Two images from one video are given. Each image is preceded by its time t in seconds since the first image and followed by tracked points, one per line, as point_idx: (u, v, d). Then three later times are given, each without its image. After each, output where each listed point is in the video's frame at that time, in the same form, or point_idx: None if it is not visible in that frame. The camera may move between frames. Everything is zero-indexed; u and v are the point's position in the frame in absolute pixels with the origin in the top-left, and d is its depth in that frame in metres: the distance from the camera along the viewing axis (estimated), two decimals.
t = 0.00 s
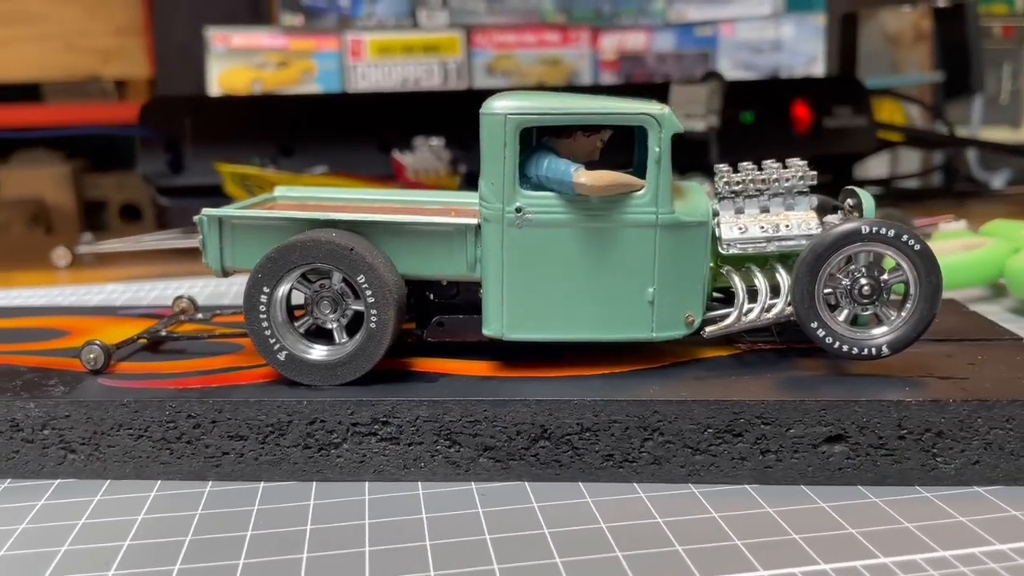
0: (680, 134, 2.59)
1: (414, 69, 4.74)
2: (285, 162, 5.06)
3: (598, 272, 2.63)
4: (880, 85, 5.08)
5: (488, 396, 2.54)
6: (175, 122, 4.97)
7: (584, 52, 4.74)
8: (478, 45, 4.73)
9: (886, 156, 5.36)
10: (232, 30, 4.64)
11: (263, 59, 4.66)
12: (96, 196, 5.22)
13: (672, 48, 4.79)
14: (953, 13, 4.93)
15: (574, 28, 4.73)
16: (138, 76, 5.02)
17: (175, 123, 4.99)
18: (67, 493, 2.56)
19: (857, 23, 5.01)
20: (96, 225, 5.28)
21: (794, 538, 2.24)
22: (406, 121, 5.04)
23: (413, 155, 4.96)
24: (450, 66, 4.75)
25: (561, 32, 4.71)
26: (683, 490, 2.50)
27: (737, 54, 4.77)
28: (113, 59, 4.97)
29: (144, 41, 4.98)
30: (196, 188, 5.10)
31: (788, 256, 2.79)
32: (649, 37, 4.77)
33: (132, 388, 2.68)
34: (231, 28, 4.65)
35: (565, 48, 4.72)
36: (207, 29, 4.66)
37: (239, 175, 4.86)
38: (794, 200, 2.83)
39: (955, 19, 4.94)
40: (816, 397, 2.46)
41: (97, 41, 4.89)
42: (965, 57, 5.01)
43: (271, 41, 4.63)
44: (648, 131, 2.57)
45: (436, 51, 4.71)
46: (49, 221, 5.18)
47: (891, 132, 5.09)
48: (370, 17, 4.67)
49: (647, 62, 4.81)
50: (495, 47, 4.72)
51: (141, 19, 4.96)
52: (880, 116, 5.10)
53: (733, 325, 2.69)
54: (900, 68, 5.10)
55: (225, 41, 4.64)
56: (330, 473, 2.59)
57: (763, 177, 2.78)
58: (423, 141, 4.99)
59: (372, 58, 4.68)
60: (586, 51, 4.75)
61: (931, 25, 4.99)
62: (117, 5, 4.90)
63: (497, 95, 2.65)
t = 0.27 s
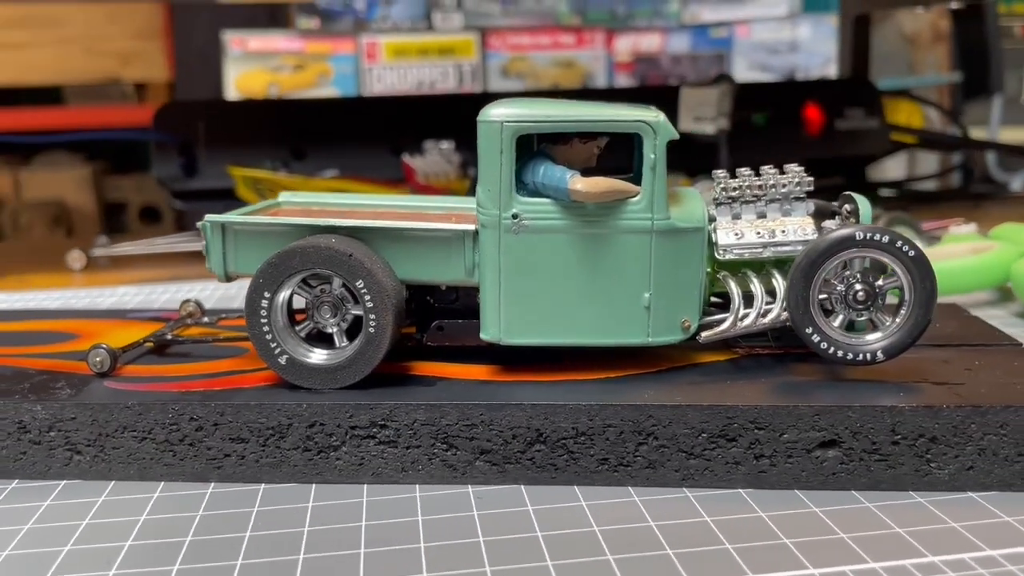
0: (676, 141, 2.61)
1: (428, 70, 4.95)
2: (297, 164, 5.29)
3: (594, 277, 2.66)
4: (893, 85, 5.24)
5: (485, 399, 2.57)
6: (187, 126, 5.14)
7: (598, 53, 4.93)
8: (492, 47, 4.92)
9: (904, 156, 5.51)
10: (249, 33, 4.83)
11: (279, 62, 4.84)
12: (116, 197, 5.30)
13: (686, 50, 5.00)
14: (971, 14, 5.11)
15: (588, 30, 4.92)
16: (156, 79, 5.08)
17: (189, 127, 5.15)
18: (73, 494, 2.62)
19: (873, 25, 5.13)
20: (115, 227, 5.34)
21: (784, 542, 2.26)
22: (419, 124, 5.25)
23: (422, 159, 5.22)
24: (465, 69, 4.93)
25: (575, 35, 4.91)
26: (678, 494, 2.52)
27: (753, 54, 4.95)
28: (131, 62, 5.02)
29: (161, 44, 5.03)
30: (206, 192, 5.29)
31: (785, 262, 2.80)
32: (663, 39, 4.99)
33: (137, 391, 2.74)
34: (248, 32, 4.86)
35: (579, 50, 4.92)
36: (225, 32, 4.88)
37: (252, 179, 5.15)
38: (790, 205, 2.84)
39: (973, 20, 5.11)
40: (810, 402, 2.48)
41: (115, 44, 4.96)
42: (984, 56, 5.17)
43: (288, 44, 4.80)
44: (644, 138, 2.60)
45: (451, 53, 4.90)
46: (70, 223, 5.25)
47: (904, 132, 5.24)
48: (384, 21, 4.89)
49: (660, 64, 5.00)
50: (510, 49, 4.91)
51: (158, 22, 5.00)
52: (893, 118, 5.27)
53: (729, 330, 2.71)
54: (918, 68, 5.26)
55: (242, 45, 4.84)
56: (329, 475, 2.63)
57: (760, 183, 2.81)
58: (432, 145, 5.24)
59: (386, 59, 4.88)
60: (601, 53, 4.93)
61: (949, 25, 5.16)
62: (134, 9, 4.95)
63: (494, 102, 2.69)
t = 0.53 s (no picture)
0: (672, 148, 2.63)
1: (444, 73, 4.99)
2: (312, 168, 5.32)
3: (591, 283, 2.68)
4: (913, 83, 5.49)
5: (482, 404, 2.60)
6: (201, 131, 5.18)
7: (613, 55, 5.04)
8: (507, 49, 5.00)
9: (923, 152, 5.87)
10: (265, 37, 4.84)
11: (295, 65, 4.88)
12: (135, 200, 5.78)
13: (701, 51, 5.08)
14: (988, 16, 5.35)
15: (603, 32, 5.06)
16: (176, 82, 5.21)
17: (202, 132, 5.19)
18: (79, 495, 2.67)
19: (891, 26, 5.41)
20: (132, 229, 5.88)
21: (776, 547, 2.27)
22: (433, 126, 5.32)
23: (434, 163, 5.27)
24: (479, 71, 4.99)
25: (589, 37, 5.03)
26: (673, 499, 2.53)
27: (768, 55, 5.02)
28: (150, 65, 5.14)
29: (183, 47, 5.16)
30: (217, 196, 5.28)
31: (782, 267, 2.81)
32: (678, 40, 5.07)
33: (141, 394, 2.78)
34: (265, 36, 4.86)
35: (593, 52, 5.02)
36: (241, 35, 4.84)
37: (264, 182, 5.17)
38: (788, 211, 2.85)
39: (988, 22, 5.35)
40: (805, 407, 2.49)
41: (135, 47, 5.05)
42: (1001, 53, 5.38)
43: (305, 47, 4.85)
44: (640, 145, 2.62)
45: (466, 55, 4.95)
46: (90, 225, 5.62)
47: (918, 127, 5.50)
48: (400, 25, 4.99)
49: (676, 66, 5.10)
50: (525, 52, 4.99)
51: (179, 25, 5.12)
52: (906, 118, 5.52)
53: (726, 335, 2.73)
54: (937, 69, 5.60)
55: (258, 48, 4.85)
56: (329, 478, 2.67)
57: (758, 188, 2.83)
58: (444, 149, 5.28)
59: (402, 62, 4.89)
60: (616, 55, 5.05)
61: (966, 26, 5.42)
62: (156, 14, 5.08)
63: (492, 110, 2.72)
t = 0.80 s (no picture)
0: (664, 148, 2.65)
1: (457, 75, 5.15)
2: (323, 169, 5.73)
3: (585, 282, 2.71)
4: (929, 83, 5.66)
5: (477, 401, 2.63)
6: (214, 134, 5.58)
7: (627, 56, 5.16)
8: (521, 51, 5.13)
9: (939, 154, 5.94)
10: (281, 41, 5.06)
11: (310, 68, 5.09)
12: (154, 202, 5.76)
13: (717, 51, 5.19)
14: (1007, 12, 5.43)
15: (616, 33, 5.13)
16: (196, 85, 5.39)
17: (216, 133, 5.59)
18: (82, 491, 2.72)
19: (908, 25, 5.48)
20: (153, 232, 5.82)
21: (764, 544, 2.29)
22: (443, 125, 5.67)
23: (443, 166, 5.47)
24: (493, 72, 5.13)
25: (604, 37, 5.13)
26: (665, 496, 2.56)
27: (783, 55, 5.13)
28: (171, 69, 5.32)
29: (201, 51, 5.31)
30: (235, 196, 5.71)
31: (776, 266, 2.82)
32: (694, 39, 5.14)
33: (143, 392, 2.83)
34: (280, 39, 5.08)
35: (607, 53, 5.14)
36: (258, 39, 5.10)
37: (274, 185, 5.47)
38: (783, 211, 2.87)
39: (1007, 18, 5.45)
40: (796, 405, 2.50)
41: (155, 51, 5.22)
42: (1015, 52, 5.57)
43: (320, 50, 5.01)
44: (632, 145, 2.65)
45: (479, 57, 5.09)
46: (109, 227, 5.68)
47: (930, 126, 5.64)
48: (413, 26, 5.05)
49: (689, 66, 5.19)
50: (538, 53, 5.13)
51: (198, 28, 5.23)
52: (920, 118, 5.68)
53: (720, 334, 2.74)
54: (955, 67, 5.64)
55: (274, 51, 5.08)
56: (326, 474, 2.71)
57: (753, 189, 2.85)
58: (452, 151, 5.57)
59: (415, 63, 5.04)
60: (629, 55, 5.16)
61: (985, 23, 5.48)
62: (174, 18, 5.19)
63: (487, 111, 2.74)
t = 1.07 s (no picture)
0: (659, 159, 2.68)
1: (472, 78, 5.30)
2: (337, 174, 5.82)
3: (581, 290, 2.75)
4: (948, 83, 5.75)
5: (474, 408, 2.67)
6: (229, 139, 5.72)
7: (641, 58, 5.31)
8: (535, 54, 5.27)
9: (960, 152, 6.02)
10: (296, 45, 5.20)
11: (326, 71, 5.22)
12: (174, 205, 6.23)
13: (731, 52, 5.29)
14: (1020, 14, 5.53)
15: (631, 35, 5.25)
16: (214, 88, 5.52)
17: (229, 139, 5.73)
18: (89, 495, 2.78)
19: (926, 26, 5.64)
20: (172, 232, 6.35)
21: (754, 551, 2.32)
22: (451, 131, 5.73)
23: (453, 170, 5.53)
24: (507, 75, 5.26)
25: (618, 40, 5.24)
26: (659, 502, 2.59)
27: (797, 57, 5.25)
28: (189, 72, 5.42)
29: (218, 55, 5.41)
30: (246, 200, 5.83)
31: (772, 275, 2.85)
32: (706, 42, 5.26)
33: (150, 399, 2.90)
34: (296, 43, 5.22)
35: (621, 55, 5.29)
36: (274, 43, 5.23)
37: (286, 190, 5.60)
38: (778, 219, 2.89)
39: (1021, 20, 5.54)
40: (788, 414, 2.53)
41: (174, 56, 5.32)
42: None
43: (336, 54, 5.19)
44: (627, 155, 2.68)
45: (494, 60, 5.22)
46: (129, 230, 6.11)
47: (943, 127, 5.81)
48: (428, 28, 5.14)
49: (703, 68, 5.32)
50: (552, 56, 5.27)
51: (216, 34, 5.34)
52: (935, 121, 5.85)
53: (714, 342, 2.77)
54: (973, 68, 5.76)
55: (290, 55, 5.21)
56: (327, 480, 2.76)
57: (748, 198, 2.87)
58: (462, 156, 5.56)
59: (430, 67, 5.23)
60: (643, 57, 5.32)
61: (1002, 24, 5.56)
62: (193, 25, 5.28)
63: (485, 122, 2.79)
